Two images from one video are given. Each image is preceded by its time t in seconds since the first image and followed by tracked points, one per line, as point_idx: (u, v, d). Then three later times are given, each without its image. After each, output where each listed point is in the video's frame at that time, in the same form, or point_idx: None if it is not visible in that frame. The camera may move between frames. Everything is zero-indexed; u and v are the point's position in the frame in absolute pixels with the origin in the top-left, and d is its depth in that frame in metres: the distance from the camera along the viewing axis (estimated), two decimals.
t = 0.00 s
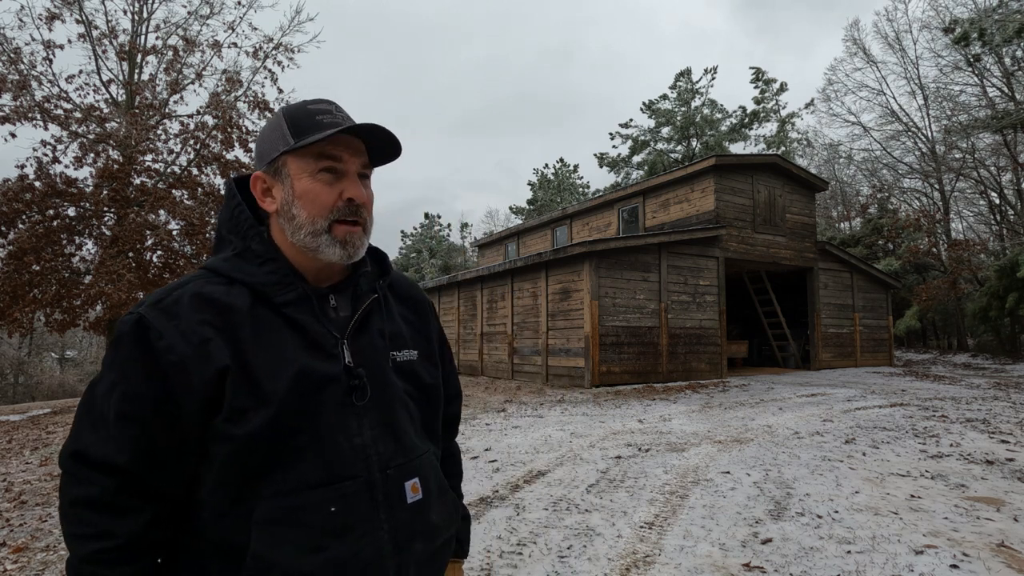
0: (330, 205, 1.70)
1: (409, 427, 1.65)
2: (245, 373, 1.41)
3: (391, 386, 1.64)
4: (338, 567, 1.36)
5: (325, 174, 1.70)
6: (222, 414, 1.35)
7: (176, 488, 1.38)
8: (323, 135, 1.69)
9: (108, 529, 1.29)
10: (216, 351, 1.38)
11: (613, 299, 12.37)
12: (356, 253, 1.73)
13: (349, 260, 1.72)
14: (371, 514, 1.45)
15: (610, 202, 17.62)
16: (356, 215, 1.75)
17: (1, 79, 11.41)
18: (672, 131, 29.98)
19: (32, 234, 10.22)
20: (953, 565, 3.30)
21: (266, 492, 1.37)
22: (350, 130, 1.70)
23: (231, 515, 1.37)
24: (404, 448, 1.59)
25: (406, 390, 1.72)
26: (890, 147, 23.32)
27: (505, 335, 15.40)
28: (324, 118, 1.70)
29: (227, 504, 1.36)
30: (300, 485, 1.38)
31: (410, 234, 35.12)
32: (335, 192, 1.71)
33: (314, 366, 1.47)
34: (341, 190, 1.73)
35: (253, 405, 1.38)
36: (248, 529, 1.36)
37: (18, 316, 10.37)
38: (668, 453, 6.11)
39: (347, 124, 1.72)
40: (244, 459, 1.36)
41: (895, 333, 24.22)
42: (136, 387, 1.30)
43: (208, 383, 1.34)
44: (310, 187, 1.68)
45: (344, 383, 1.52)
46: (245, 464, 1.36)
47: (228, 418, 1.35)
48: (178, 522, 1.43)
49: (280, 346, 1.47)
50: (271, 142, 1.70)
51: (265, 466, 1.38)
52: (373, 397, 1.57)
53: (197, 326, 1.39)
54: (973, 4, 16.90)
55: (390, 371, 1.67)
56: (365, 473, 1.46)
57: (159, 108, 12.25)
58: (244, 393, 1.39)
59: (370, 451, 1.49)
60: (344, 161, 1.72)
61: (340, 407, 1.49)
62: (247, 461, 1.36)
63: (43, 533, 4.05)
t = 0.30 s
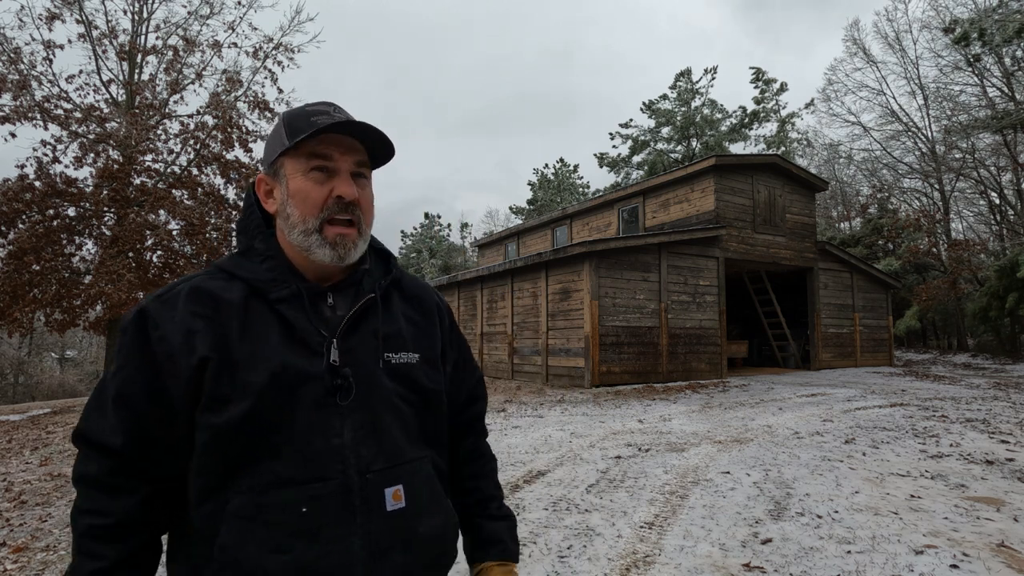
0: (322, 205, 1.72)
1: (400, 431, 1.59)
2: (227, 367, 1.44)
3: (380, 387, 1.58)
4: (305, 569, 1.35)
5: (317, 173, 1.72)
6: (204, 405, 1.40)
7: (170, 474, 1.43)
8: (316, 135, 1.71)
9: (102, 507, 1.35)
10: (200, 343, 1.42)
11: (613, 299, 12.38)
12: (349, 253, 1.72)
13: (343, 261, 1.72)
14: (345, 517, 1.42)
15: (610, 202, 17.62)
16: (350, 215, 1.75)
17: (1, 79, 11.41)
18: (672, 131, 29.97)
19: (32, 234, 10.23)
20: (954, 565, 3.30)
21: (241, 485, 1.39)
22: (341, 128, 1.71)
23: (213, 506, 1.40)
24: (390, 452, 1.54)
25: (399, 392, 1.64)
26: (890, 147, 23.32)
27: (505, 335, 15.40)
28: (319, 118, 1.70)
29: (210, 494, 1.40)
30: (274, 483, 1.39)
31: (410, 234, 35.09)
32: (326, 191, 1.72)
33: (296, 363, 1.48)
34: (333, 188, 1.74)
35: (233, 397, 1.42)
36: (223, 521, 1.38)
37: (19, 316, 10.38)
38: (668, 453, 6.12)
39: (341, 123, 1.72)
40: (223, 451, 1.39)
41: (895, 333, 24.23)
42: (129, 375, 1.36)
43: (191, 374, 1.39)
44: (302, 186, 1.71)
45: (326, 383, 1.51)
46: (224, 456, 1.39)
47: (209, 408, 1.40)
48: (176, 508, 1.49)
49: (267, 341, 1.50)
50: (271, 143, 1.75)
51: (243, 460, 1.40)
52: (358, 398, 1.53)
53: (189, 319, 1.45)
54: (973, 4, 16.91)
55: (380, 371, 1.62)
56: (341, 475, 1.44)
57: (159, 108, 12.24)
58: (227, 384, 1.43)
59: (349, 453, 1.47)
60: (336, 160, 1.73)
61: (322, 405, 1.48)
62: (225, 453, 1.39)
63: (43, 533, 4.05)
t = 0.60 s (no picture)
0: (327, 207, 1.74)
1: (396, 427, 1.54)
2: (225, 356, 1.49)
3: (376, 381, 1.55)
4: (286, 556, 1.36)
5: (323, 176, 1.75)
6: (204, 392, 1.46)
7: (179, 457, 1.53)
8: (323, 141, 1.74)
9: (119, 483, 1.48)
10: (204, 333, 1.50)
11: (614, 299, 12.37)
12: (352, 253, 1.72)
13: (347, 261, 1.72)
14: (326, 511, 1.41)
15: (610, 202, 17.61)
16: (354, 216, 1.76)
17: (1, 79, 11.42)
18: (672, 131, 29.97)
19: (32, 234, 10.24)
20: (953, 565, 3.30)
21: (233, 472, 1.43)
22: (344, 131, 1.72)
23: (208, 491, 1.44)
24: (381, 447, 1.50)
25: (399, 389, 1.58)
26: (890, 147, 23.30)
27: (505, 335, 15.40)
28: (326, 124, 1.73)
29: (206, 479, 1.44)
30: (261, 471, 1.42)
31: (410, 234, 35.02)
32: (331, 194, 1.75)
33: (291, 355, 1.50)
34: (337, 192, 1.75)
35: (230, 384, 1.47)
36: (216, 505, 1.42)
37: (18, 316, 10.37)
38: (668, 453, 6.12)
39: (347, 129, 1.73)
40: (215, 437, 1.43)
41: (895, 333, 24.23)
42: (149, 361, 1.50)
43: (195, 361, 1.47)
44: (309, 189, 1.74)
45: (319, 376, 1.51)
46: (217, 442, 1.43)
47: (207, 395, 1.45)
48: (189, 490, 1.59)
49: (266, 333, 1.54)
50: (285, 148, 1.82)
51: (236, 447, 1.44)
52: (352, 391, 1.52)
53: (198, 311, 1.54)
54: (973, 5, 16.91)
55: (378, 365, 1.59)
56: (326, 467, 1.44)
57: (159, 108, 12.25)
58: (224, 373, 1.47)
59: (337, 445, 1.46)
60: (340, 163, 1.75)
61: (313, 398, 1.49)
62: (220, 438, 1.43)
63: (44, 533, 4.05)
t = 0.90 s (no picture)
0: (328, 207, 1.74)
1: (400, 425, 1.51)
2: (232, 356, 1.52)
3: (379, 380, 1.53)
4: (289, 554, 1.37)
5: (324, 177, 1.76)
6: (214, 391, 1.50)
7: (193, 454, 1.57)
8: (323, 143, 1.76)
9: (140, 479, 1.55)
10: (214, 333, 1.54)
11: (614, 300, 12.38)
12: (357, 252, 1.71)
13: (351, 259, 1.71)
14: (328, 509, 1.40)
15: (611, 202, 17.60)
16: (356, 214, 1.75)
17: (1, 79, 11.43)
18: (672, 131, 29.97)
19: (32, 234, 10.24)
20: (953, 565, 3.30)
21: (240, 469, 1.45)
22: (342, 132, 1.73)
23: (218, 487, 1.47)
24: (384, 445, 1.47)
25: (403, 387, 1.55)
26: (890, 147, 23.29)
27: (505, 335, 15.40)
28: (325, 125, 1.75)
29: (217, 476, 1.47)
30: (266, 469, 1.43)
31: (410, 234, 35.00)
32: (332, 194, 1.75)
33: (295, 356, 1.51)
34: (338, 192, 1.75)
35: (238, 384, 1.50)
36: (225, 501, 1.45)
37: (18, 316, 10.36)
38: (668, 453, 6.12)
39: (344, 128, 1.75)
40: (222, 434, 1.46)
41: (895, 333, 24.23)
42: (166, 362, 1.56)
43: (205, 361, 1.51)
44: (312, 192, 1.75)
45: (322, 374, 1.51)
46: (225, 440, 1.46)
47: (216, 394, 1.48)
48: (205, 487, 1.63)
49: (273, 334, 1.56)
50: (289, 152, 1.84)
51: (242, 446, 1.46)
52: (355, 389, 1.51)
53: (210, 313, 1.59)
54: (973, 5, 16.92)
55: (381, 363, 1.57)
56: (329, 466, 1.43)
57: (159, 108, 12.25)
58: (233, 373, 1.51)
59: (340, 444, 1.45)
60: (339, 164, 1.76)
61: (317, 397, 1.49)
62: (227, 436, 1.45)
63: (44, 533, 4.05)
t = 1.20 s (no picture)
0: (340, 206, 1.73)
1: (415, 426, 1.52)
2: (243, 357, 1.51)
3: (393, 382, 1.54)
4: (310, 557, 1.37)
5: (335, 177, 1.75)
6: (226, 394, 1.48)
7: (202, 455, 1.56)
8: (332, 140, 1.74)
9: (147, 480, 1.52)
10: (226, 333, 1.53)
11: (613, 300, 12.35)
12: (371, 251, 1.72)
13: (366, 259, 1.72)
14: (348, 511, 1.41)
15: (611, 202, 17.60)
16: (369, 213, 1.75)
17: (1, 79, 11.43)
18: (672, 131, 29.96)
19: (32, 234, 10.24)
20: (953, 565, 3.30)
21: (255, 473, 1.44)
22: (352, 130, 1.71)
23: (232, 491, 1.46)
24: (400, 447, 1.49)
25: (415, 388, 1.56)
26: (890, 147, 23.29)
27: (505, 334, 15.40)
28: (332, 123, 1.72)
29: (231, 479, 1.46)
30: (283, 472, 1.43)
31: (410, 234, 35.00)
32: (345, 193, 1.74)
33: (309, 358, 1.51)
34: (350, 191, 1.74)
35: (251, 386, 1.48)
36: (241, 505, 1.44)
37: (18, 316, 10.36)
38: (668, 453, 6.12)
39: (353, 126, 1.72)
40: (236, 437, 1.45)
41: (895, 333, 24.23)
42: (174, 362, 1.54)
43: (217, 363, 1.50)
44: (323, 192, 1.74)
45: (336, 378, 1.50)
46: (240, 443, 1.45)
47: (228, 397, 1.47)
48: (212, 489, 1.62)
49: (285, 335, 1.55)
50: (294, 148, 1.80)
51: (257, 449, 1.45)
52: (370, 392, 1.51)
53: (219, 312, 1.58)
54: (973, 5, 16.92)
55: (394, 365, 1.57)
56: (348, 468, 1.44)
57: (159, 108, 12.25)
58: (245, 375, 1.49)
59: (357, 446, 1.46)
60: (350, 162, 1.75)
61: (332, 399, 1.49)
62: (241, 439, 1.44)
63: (43, 533, 4.04)
